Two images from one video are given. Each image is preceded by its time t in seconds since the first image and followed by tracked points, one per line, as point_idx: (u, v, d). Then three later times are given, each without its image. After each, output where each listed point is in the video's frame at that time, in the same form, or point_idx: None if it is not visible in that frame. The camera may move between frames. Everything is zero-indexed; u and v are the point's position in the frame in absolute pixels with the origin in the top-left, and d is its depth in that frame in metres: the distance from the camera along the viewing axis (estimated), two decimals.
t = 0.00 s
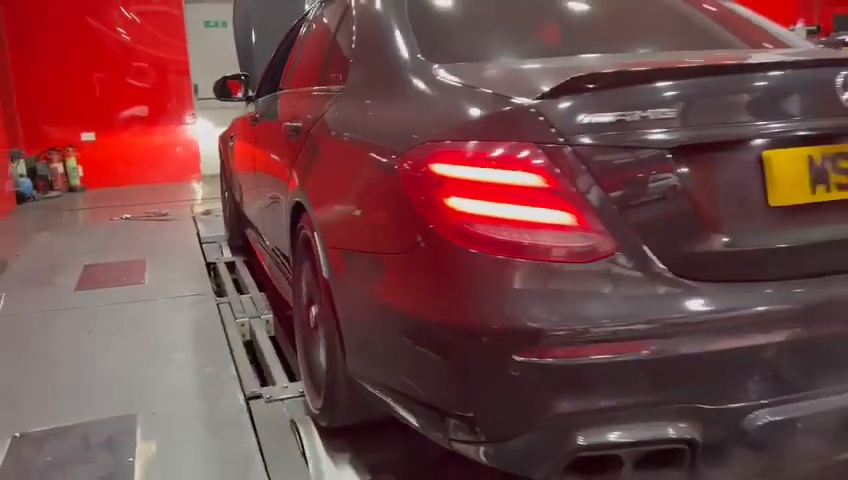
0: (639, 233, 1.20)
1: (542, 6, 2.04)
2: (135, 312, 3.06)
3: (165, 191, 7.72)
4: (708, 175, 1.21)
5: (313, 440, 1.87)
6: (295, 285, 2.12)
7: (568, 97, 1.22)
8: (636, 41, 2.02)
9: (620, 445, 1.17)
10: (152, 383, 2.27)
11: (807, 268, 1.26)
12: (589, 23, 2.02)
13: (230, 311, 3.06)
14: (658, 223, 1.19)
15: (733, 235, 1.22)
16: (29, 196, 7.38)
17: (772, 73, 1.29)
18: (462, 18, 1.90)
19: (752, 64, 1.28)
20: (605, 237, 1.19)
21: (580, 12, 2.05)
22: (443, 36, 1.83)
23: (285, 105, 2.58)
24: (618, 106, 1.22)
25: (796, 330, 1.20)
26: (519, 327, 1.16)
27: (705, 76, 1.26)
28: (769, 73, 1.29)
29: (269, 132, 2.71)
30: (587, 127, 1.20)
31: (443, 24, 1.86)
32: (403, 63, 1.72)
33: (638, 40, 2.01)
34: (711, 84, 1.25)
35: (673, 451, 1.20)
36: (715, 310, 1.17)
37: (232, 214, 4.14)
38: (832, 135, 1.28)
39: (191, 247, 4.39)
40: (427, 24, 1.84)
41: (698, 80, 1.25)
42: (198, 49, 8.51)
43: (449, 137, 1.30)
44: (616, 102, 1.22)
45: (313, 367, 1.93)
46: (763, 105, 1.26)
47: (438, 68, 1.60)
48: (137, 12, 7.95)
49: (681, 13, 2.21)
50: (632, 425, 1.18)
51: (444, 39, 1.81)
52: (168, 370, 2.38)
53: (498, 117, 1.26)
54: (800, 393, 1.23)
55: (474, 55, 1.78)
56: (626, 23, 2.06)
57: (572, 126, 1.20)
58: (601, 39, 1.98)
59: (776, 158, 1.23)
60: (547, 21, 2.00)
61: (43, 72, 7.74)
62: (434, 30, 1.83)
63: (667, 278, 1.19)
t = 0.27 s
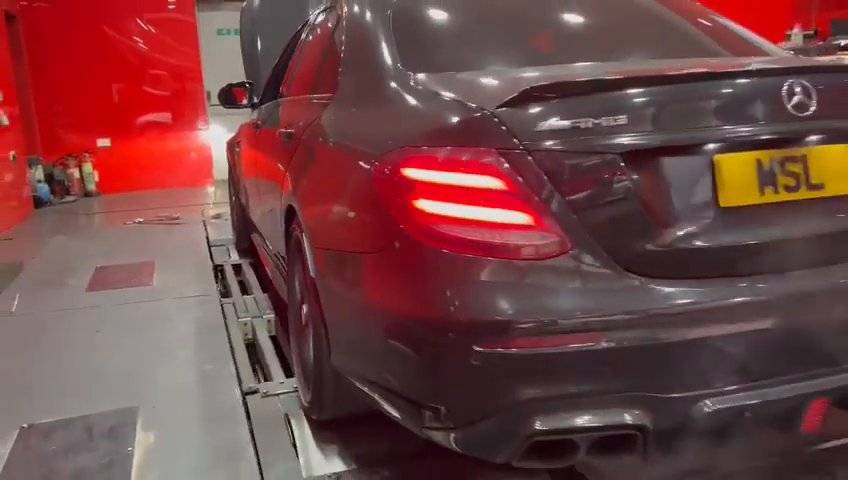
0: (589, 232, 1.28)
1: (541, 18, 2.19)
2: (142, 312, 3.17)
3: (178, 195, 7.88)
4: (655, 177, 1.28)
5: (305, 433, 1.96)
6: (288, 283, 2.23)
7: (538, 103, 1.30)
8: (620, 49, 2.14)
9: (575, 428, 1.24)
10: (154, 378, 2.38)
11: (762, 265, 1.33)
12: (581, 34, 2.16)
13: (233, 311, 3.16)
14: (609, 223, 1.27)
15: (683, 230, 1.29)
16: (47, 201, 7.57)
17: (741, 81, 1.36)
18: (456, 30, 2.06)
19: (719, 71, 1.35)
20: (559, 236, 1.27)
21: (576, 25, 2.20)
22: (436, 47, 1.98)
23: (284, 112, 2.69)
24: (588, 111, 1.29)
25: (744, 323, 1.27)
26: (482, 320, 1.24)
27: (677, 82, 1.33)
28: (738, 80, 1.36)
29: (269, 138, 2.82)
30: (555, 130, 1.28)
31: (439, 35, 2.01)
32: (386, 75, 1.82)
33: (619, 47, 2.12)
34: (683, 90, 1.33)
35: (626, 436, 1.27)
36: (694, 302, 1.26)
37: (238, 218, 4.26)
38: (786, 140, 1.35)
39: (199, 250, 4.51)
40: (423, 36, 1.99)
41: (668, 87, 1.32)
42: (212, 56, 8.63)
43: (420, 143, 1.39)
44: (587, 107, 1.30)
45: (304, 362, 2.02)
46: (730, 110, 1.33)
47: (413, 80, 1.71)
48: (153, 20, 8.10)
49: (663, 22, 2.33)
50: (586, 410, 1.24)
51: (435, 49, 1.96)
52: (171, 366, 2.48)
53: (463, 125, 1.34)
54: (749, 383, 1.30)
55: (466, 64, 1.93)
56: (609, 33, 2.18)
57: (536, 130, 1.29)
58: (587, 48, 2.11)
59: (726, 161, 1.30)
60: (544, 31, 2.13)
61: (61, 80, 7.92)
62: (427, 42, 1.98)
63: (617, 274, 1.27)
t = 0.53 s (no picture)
0: (539, 234, 1.37)
1: (538, 34, 2.31)
2: (149, 314, 3.31)
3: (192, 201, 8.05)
4: (600, 186, 1.38)
5: (293, 428, 2.06)
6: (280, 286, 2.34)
7: (507, 115, 1.39)
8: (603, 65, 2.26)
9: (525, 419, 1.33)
10: (155, 376, 2.50)
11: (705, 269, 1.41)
12: (572, 50, 2.28)
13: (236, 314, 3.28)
14: (556, 228, 1.37)
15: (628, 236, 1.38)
16: (65, 207, 7.78)
17: (706, 95, 1.45)
18: (450, 47, 2.19)
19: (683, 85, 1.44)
20: (512, 239, 1.37)
21: (569, 40, 2.32)
22: (428, 62, 2.11)
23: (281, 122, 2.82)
24: (556, 121, 1.38)
25: (686, 322, 1.36)
26: (442, 317, 1.33)
27: (644, 95, 1.43)
28: (702, 94, 1.45)
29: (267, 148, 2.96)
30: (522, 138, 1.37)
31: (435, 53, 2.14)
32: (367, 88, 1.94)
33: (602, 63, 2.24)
34: (649, 103, 1.42)
35: (575, 428, 1.36)
36: (669, 299, 1.36)
37: (245, 224, 4.39)
38: (734, 151, 1.44)
39: (208, 255, 4.66)
40: (416, 52, 2.13)
41: (632, 100, 1.41)
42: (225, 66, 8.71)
43: (388, 154, 1.49)
44: (555, 117, 1.39)
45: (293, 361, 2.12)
46: (694, 121, 1.42)
47: (387, 94, 1.84)
48: (169, 32, 8.34)
49: (647, 37, 2.44)
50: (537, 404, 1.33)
51: (423, 64, 2.09)
52: (172, 365, 2.61)
53: (426, 138, 1.45)
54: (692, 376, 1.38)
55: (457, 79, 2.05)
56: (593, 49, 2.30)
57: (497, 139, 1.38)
58: (572, 64, 2.23)
59: (672, 170, 1.40)
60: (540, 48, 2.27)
61: (80, 90, 8.16)
62: (419, 58, 2.11)
63: (562, 275, 1.36)
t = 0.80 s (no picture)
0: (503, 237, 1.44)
1: (536, 49, 2.38)
2: (153, 316, 3.41)
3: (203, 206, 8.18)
4: (560, 195, 1.45)
5: (283, 426, 2.15)
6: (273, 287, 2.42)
7: (485, 125, 1.46)
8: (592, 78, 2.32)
9: (488, 415, 1.39)
10: (155, 374, 2.60)
11: (662, 274, 1.48)
12: (567, 64, 2.36)
13: (238, 316, 3.38)
14: (520, 232, 1.44)
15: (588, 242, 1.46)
16: (79, 211, 7.93)
17: (679, 106, 1.53)
18: (445, 62, 2.25)
19: (658, 97, 1.52)
20: (479, 244, 1.44)
21: (566, 55, 2.39)
22: (420, 77, 2.18)
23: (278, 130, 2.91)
24: (534, 130, 1.46)
25: (643, 324, 1.43)
26: (411, 317, 1.41)
27: (621, 108, 1.51)
28: (676, 106, 1.53)
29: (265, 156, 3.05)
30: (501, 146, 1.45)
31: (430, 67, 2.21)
32: (351, 100, 2.03)
33: (593, 76, 2.32)
34: (626, 115, 1.50)
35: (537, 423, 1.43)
36: (650, 300, 1.44)
37: (250, 228, 4.49)
38: (699, 160, 1.50)
39: (214, 258, 4.76)
40: (409, 67, 2.20)
41: (608, 111, 1.49)
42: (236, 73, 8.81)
43: (366, 164, 1.57)
44: (531, 128, 1.46)
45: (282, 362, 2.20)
46: (668, 132, 1.49)
47: (370, 104, 1.93)
48: (182, 40, 8.54)
49: (635, 51, 2.51)
50: (500, 401, 1.40)
51: (414, 78, 2.16)
52: (173, 364, 2.70)
53: (400, 147, 1.52)
54: (651, 377, 1.45)
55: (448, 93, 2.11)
56: (585, 63, 2.38)
57: (472, 149, 1.45)
58: (567, 77, 2.31)
59: (634, 179, 1.47)
60: (537, 63, 2.33)
61: (95, 97, 8.32)
62: (411, 73, 2.18)
63: (524, 278, 1.43)
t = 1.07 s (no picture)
0: (460, 236, 1.53)
1: (534, 56, 2.61)
2: (160, 311, 3.55)
3: (221, 205, 8.37)
4: (514, 197, 1.54)
5: (272, 417, 2.26)
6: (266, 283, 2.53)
7: (460, 129, 1.57)
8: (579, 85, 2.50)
9: (442, 404, 1.50)
10: (156, 365, 2.72)
11: (615, 273, 1.55)
12: (565, 72, 2.56)
13: (241, 312, 3.51)
14: (476, 230, 1.53)
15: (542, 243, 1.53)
16: (101, 210, 8.15)
17: (651, 115, 1.63)
18: (443, 67, 2.47)
19: (629, 106, 1.63)
20: (438, 243, 1.53)
21: (564, 63, 2.61)
22: (416, 79, 2.40)
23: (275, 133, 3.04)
24: (509, 134, 1.56)
25: (593, 320, 1.51)
26: (371, 310, 1.51)
27: (590, 115, 1.61)
28: (646, 114, 1.64)
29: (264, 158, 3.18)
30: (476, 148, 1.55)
31: (429, 71, 2.43)
32: (336, 105, 2.15)
33: (585, 84, 2.49)
34: (596, 121, 1.60)
35: (492, 411, 1.52)
36: (637, 294, 1.53)
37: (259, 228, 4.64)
38: (653, 165, 1.59)
39: (225, 256, 4.92)
40: (408, 71, 2.42)
41: (581, 117, 1.60)
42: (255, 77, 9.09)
43: (338, 167, 1.66)
44: (502, 134, 1.56)
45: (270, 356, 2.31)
46: (639, 137, 1.60)
47: (352, 110, 2.06)
48: (203, 44, 8.76)
49: (625, 66, 2.67)
50: (454, 390, 1.50)
51: (409, 81, 2.37)
52: (173, 356, 2.83)
53: (369, 151, 1.61)
54: (603, 371, 1.52)
55: (442, 95, 2.33)
56: (579, 72, 2.57)
57: (442, 150, 1.55)
58: (562, 83, 2.50)
59: (589, 183, 1.55)
60: (535, 70, 2.55)
61: (117, 99, 8.55)
62: (409, 75, 2.40)
63: (480, 275, 1.52)
